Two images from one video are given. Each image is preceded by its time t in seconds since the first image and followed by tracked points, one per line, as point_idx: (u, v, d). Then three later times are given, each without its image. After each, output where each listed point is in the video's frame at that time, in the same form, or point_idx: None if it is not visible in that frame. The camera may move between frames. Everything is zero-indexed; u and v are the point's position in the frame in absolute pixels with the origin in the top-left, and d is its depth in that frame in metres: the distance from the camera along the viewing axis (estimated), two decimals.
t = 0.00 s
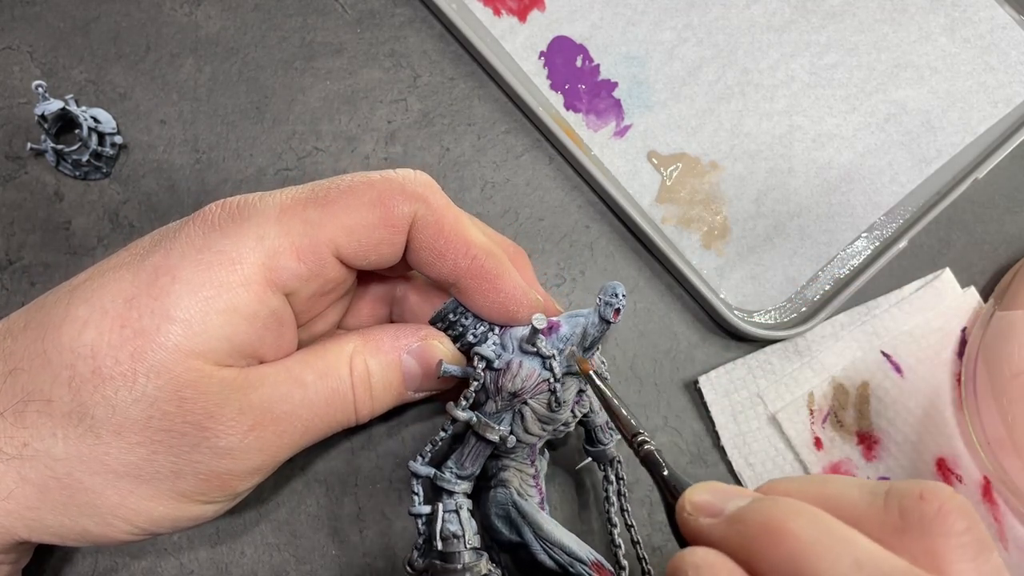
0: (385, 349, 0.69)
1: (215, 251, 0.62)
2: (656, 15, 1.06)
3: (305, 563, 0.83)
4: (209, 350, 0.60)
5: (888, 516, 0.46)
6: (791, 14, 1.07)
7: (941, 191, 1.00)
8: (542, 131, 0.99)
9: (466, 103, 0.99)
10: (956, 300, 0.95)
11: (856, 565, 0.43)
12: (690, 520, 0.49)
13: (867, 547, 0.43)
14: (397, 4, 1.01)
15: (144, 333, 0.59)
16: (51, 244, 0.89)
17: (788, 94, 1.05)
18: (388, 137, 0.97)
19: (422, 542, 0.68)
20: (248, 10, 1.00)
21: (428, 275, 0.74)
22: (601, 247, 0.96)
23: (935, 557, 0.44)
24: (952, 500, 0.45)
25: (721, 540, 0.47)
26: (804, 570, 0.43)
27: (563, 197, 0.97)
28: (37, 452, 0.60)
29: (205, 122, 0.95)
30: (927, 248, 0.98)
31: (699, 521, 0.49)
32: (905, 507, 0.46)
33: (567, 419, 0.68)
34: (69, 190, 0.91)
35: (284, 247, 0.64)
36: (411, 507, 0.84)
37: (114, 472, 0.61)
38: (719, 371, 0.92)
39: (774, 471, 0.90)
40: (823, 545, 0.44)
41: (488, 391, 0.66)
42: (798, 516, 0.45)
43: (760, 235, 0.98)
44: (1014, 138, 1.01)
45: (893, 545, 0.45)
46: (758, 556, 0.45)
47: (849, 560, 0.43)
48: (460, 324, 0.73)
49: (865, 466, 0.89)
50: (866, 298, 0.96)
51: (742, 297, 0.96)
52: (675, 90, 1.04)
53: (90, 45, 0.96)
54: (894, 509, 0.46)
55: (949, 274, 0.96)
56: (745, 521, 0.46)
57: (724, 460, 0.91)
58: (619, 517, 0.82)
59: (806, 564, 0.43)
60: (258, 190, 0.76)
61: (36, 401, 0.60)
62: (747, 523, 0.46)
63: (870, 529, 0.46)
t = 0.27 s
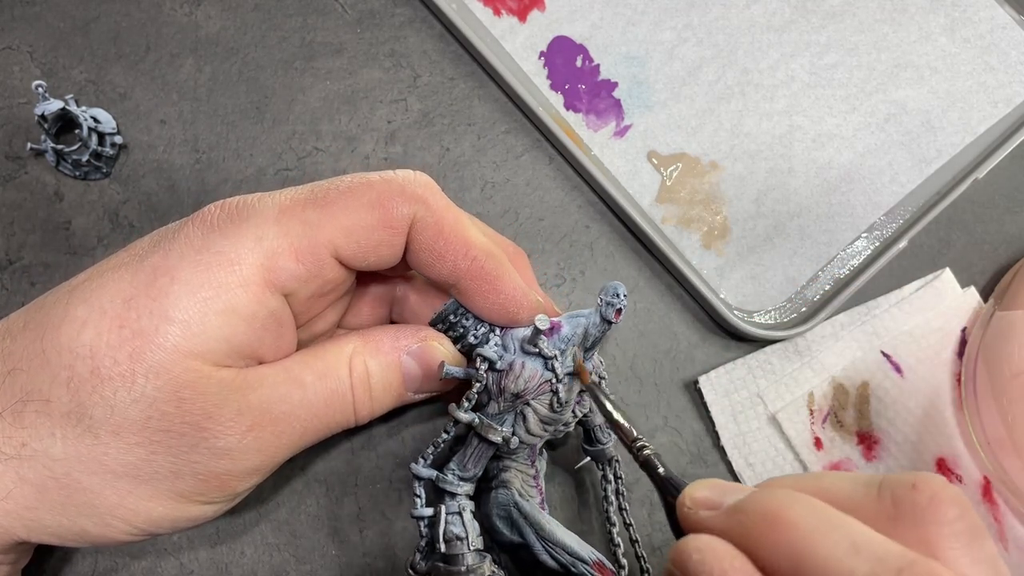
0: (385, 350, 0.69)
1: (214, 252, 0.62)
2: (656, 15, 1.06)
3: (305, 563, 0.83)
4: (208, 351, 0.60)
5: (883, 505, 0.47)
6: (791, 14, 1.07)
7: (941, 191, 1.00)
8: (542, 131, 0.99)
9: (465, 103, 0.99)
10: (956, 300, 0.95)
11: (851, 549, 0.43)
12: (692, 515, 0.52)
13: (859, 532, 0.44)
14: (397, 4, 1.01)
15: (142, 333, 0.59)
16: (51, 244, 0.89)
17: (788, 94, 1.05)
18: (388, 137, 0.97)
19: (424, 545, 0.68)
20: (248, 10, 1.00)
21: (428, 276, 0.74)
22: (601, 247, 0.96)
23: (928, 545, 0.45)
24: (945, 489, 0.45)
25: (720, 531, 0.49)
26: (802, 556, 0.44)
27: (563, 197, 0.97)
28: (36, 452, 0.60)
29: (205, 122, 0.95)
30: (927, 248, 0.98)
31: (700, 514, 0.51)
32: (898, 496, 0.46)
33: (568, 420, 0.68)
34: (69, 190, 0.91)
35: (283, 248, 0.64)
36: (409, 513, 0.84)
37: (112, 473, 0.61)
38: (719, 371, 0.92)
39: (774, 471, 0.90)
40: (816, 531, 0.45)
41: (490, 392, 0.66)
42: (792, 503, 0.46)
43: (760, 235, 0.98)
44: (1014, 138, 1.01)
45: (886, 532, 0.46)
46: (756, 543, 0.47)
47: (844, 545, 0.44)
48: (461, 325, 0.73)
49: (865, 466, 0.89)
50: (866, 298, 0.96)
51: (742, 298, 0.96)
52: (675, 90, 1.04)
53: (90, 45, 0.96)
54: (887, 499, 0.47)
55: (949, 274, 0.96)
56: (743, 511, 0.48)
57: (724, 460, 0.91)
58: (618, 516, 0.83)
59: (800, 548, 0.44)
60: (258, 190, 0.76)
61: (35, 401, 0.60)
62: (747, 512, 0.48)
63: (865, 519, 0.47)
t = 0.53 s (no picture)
0: (385, 350, 0.69)
1: (214, 251, 0.62)
2: (656, 15, 1.06)
3: (305, 563, 0.83)
4: (207, 351, 0.60)
5: (881, 504, 0.41)
6: (791, 14, 1.07)
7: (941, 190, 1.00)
8: (542, 131, 0.99)
9: (465, 103, 0.99)
10: (956, 300, 0.95)
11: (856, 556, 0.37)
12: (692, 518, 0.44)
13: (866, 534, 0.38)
14: (398, 5, 1.01)
15: (142, 333, 0.59)
16: (51, 244, 0.89)
17: (788, 94, 1.05)
18: (388, 137, 0.97)
19: (424, 544, 0.68)
20: (249, 10, 1.00)
21: (428, 276, 0.74)
22: (601, 247, 0.96)
23: (929, 545, 0.39)
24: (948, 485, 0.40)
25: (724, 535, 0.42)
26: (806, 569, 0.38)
27: (563, 197, 0.97)
28: (35, 452, 0.60)
29: (205, 122, 0.95)
30: (928, 248, 0.98)
31: (701, 517, 0.44)
32: (897, 496, 0.40)
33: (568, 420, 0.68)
34: (69, 190, 0.91)
35: (282, 248, 0.64)
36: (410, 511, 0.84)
37: (112, 473, 0.61)
38: (719, 371, 0.92)
39: (774, 472, 0.89)
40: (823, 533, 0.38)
41: (490, 392, 0.66)
42: (796, 504, 0.40)
43: (760, 235, 0.98)
44: (1014, 138, 1.01)
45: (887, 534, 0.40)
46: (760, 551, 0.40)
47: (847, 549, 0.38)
48: (460, 325, 0.73)
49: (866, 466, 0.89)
50: (866, 298, 0.96)
51: (742, 298, 0.96)
52: (675, 90, 1.04)
53: (90, 46, 0.96)
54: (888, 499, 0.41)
55: (949, 274, 0.96)
56: (746, 513, 0.41)
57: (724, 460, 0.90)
58: (619, 518, 0.82)
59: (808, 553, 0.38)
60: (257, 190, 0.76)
61: (35, 401, 0.60)
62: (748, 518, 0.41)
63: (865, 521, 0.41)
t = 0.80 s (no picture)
0: (384, 349, 0.69)
1: (214, 251, 0.62)
2: (656, 15, 1.06)
3: (305, 563, 0.83)
4: (207, 350, 0.60)
5: (899, 515, 0.43)
6: (791, 14, 1.08)
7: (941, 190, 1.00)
8: (542, 131, 0.99)
9: (465, 103, 0.99)
10: (956, 300, 0.95)
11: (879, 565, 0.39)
12: (709, 528, 0.45)
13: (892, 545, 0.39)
14: (398, 5, 1.01)
15: (142, 333, 0.59)
16: (51, 244, 0.89)
17: (788, 94, 1.05)
18: (388, 137, 0.97)
19: (421, 542, 0.68)
20: (249, 10, 1.00)
21: (427, 276, 0.74)
22: (601, 247, 0.96)
23: (948, 554, 0.41)
24: (964, 497, 0.41)
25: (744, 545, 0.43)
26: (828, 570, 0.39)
27: (563, 197, 0.97)
28: (35, 451, 0.60)
29: (205, 122, 0.95)
30: (928, 249, 0.98)
31: (720, 527, 0.45)
32: (914, 505, 0.42)
33: (566, 420, 0.68)
34: (69, 190, 0.91)
35: (281, 247, 0.64)
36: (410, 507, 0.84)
37: (112, 472, 0.60)
38: (719, 371, 0.92)
39: (774, 472, 0.89)
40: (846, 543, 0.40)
41: (488, 392, 0.66)
42: (817, 513, 0.41)
43: (760, 235, 0.98)
44: (1014, 138, 1.01)
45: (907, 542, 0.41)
46: (785, 561, 0.41)
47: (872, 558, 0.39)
48: (458, 325, 0.73)
49: (866, 466, 0.89)
50: (866, 298, 0.96)
51: (743, 298, 0.96)
52: (675, 90, 1.04)
53: (90, 46, 0.96)
54: (907, 510, 0.42)
55: (949, 274, 0.96)
56: (766, 522, 0.43)
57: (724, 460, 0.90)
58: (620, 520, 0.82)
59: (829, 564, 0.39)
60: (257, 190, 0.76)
61: (35, 400, 0.60)
62: (767, 523, 0.43)
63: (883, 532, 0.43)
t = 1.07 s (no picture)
0: (384, 346, 0.69)
1: (213, 248, 0.62)
2: (656, 15, 1.06)
3: (305, 562, 0.83)
4: (207, 348, 0.60)
5: (919, 518, 0.43)
6: (791, 14, 1.08)
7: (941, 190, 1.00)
8: (542, 131, 0.99)
9: (465, 103, 0.99)
10: (956, 300, 0.95)
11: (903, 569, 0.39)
12: (725, 528, 0.45)
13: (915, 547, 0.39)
14: (397, 5, 1.01)
15: (142, 331, 0.59)
16: (51, 244, 0.89)
17: (788, 94, 1.05)
18: (388, 137, 0.97)
19: (416, 537, 0.69)
20: (249, 10, 1.00)
21: (427, 274, 0.74)
22: (601, 247, 0.96)
23: (967, 559, 0.41)
24: (982, 500, 0.42)
25: (761, 546, 0.43)
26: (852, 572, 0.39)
27: (563, 197, 0.97)
28: (36, 450, 0.60)
29: (205, 122, 0.95)
30: (928, 248, 0.98)
31: (737, 527, 0.44)
32: (934, 509, 0.42)
33: (564, 419, 0.67)
34: (69, 190, 0.91)
35: (281, 244, 0.64)
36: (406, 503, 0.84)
37: (112, 470, 0.60)
38: (719, 371, 0.92)
39: (774, 472, 0.89)
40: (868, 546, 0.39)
41: (483, 390, 0.66)
42: (838, 514, 0.41)
43: (760, 235, 0.98)
44: (1014, 137, 1.01)
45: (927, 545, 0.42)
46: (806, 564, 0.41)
47: (894, 558, 0.39)
48: (457, 322, 0.73)
49: (866, 465, 0.89)
50: (866, 297, 0.96)
51: (742, 297, 0.96)
52: (675, 90, 1.04)
53: (90, 46, 0.96)
54: (926, 512, 0.43)
55: (949, 274, 0.96)
56: (785, 523, 0.42)
57: (724, 460, 0.90)
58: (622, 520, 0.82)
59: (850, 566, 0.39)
60: (257, 188, 0.76)
61: (35, 399, 0.60)
62: (787, 525, 0.42)
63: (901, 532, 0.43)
